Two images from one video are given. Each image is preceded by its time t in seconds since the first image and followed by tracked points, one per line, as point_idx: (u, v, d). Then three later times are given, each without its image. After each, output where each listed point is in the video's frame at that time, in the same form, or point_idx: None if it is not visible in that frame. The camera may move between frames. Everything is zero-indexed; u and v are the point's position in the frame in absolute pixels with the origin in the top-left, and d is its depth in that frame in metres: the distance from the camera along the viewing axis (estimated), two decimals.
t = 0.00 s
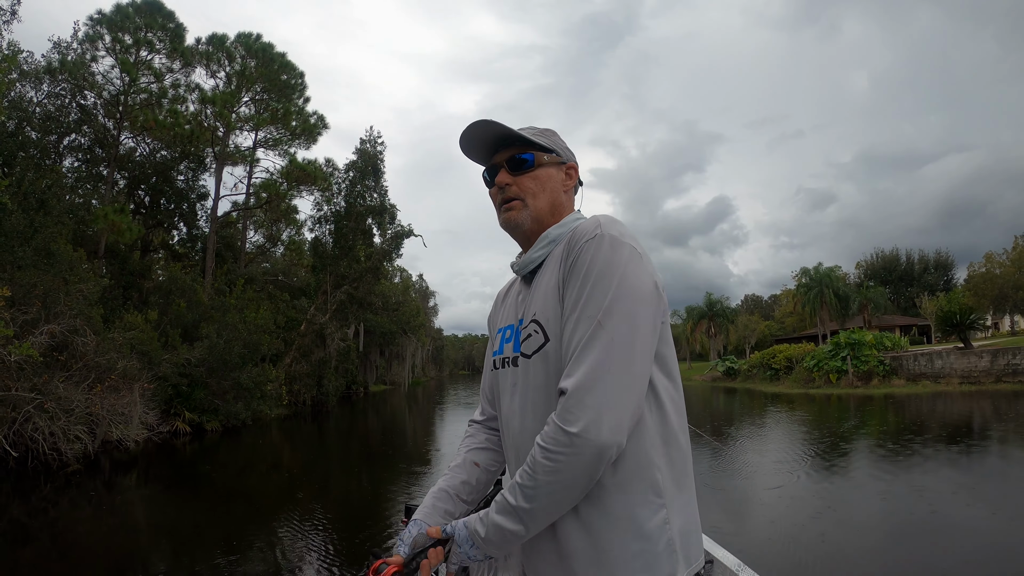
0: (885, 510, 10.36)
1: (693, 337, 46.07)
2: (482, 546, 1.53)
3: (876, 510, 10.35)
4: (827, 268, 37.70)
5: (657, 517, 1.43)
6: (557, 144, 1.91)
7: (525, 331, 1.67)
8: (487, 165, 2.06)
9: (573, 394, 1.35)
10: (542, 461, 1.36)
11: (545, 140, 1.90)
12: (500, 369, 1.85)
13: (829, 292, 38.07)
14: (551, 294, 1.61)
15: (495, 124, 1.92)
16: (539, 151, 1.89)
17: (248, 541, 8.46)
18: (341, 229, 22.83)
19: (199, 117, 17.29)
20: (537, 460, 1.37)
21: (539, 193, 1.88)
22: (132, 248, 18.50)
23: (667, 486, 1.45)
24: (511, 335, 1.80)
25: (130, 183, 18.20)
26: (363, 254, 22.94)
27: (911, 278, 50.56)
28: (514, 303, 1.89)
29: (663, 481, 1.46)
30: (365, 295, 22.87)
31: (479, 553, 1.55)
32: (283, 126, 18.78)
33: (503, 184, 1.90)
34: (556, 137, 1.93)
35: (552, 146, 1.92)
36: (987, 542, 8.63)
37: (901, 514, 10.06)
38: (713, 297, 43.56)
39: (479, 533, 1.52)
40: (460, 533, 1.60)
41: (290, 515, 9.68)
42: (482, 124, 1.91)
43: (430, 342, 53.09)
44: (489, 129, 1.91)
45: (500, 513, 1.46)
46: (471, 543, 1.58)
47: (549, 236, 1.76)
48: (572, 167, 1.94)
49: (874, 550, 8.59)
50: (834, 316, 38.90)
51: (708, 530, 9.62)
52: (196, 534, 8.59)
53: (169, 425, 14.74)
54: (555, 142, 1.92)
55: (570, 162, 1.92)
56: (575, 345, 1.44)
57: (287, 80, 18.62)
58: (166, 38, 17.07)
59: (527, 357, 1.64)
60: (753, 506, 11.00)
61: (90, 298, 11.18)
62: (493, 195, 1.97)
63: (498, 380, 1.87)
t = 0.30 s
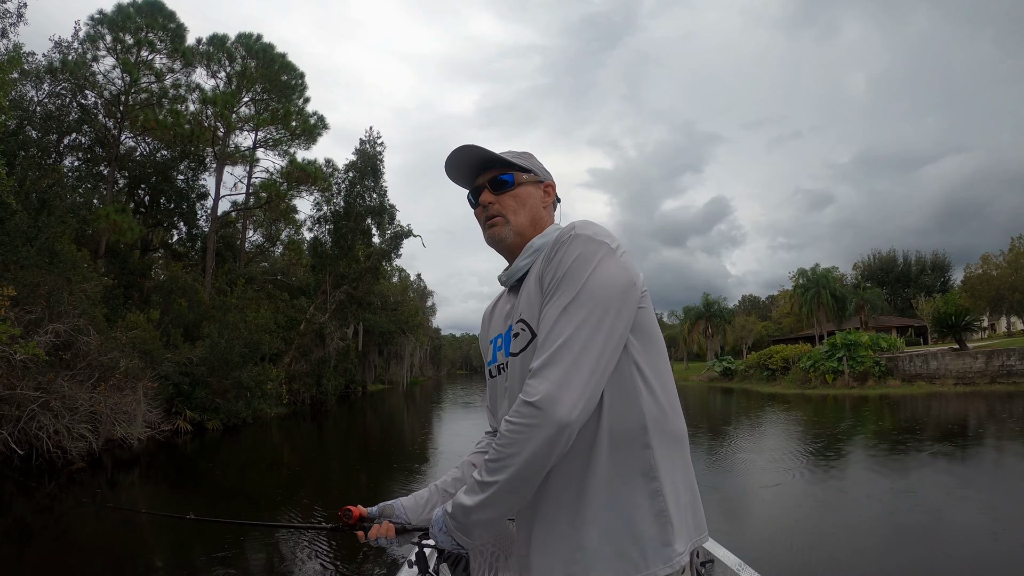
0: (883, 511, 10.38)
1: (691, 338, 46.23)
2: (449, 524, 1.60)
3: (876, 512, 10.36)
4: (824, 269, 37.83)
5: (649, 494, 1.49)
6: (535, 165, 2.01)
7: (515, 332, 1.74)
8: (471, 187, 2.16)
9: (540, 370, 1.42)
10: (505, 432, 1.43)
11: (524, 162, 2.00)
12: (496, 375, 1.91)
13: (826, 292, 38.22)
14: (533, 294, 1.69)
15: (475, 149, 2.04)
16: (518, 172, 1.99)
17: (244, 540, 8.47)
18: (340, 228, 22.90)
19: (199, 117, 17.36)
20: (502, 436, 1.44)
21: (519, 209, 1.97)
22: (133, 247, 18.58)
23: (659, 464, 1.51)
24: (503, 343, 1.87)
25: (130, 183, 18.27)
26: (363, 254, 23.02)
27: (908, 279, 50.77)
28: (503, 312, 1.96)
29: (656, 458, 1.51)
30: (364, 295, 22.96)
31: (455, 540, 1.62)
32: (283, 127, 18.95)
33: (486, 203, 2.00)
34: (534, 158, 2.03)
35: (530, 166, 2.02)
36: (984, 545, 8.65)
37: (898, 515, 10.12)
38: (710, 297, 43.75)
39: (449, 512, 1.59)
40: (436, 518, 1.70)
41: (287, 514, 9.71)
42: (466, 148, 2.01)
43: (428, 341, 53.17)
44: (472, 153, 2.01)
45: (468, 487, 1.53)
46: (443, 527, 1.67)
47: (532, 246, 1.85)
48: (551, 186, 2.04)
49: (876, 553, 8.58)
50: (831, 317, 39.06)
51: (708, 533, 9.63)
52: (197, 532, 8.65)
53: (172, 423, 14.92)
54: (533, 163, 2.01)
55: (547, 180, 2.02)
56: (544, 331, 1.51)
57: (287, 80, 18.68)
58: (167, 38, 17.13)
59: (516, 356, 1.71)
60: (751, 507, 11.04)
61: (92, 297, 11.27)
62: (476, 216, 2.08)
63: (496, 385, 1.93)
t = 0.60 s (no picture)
0: (881, 512, 10.42)
1: (687, 338, 46.45)
2: (449, 404, 1.34)
3: (874, 513, 10.41)
4: (821, 270, 38.03)
5: (656, 473, 1.56)
6: (540, 174, 2.10)
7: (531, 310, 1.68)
8: (477, 193, 2.22)
9: (617, 303, 1.35)
10: (575, 339, 1.29)
11: (531, 170, 2.09)
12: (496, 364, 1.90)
13: (822, 293, 38.43)
14: (566, 268, 1.65)
15: (485, 156, 2.10)
16: (526, 180, 2.08)
17: (244, 538, 8.55)
18: (339, 229, 22.97)
19: (199, 117, 17.43)
20: (567, 337, 1.30)
21: (527, 216, 2.06)
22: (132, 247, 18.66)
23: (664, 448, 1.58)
24: (509, 328, 1.86)
25: (130, 182, 18.33)
26: (362, 254, 23.10)
27: (904, 280, 51.03)
28: (505, 308, 2.01)
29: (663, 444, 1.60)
30: (363, 295, 23.04)
31: (448, 423, 1.35)
32: (282, 127, 19.00)
33: (496, 209, 2.08)
34: (539, 168, 2.13)
35: (536, 175, 2.12)
36: (981, 548, 8.65)
37: (896, 516, 10.18)
38: (707, 298, 43.98)
39: (456, 392, 1.33)
40: (418, 386, 1.42)
41: (287, 512, 9.78)
42: (476, 156, 2.07)
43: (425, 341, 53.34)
44: (482, 160, 2.08)
45: (496, 363, 1.32)
46: (428, 398, 1.39)
47: (544, 245, 1.92)
48: (554, 195, 2.14)
49: (875, 555, 8.61)
50: (827, 317, 39.27)
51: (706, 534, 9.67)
52: (198, 529, 8.74)
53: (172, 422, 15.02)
54: (538, 173, 2.11)
55: (552, 190, 2.12)
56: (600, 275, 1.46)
57: (286, 81, 18.75)
58: (167, 39, 17.20)
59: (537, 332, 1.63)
60: (748, 507, 11.11)
61: (94, 297, 11.34)
62: (485, 220, 2.15)
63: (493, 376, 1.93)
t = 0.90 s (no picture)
0: (878, 511, 10.51)
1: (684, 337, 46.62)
2: (511, 419, 1.44)
3: (871, 512, 10.48)
4: (816, 270, 38.22)
5: (654, 479, 1.68)
6: (540, 179, 2.22)
7: (539, 314, 1.78)
8: (477, 194, 2.32)
9: (662, 333, 1.52)
10: (630, 364, 1.45)
11: (531, 174, 2.20)
12: (492, 363, 1.97)
13: (818, 293, 38.62)
14: (578, 278, 1.76)
15: (488, 158, 2.19)
16: (527, 184, 2.19)
17: (245, 535, 8.66)
18: (337, 230, 23.00)
19: (198, 118, 17.50)
20: (622, 364, 1.45)
21: (527, 218, 2.17)
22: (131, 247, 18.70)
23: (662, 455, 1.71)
24: (507, 331, 1.96)
25: (128, 183, 18.38)
26: (359, 255, 23.16)
27: (900, 280, 51.27)
28: (503, 308, 2.09)
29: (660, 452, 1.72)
30: (361, 295, 23.12)
31: (505, 433, 1.44)
32: (280, 128, 19.06)
33: (497, 211, 2.18)
34: (539, 173, 2.24)
35: (536, 178, 2.23)
36: (975, 547, 8.74)
37: (892, 515, 10.28)
38: (703, 297, 44.15)
39: (519, 408, 1.43)
40: (480, 391, 1.48)
41: (286, 510, 9.88)
42: (479, 159, 2.17)
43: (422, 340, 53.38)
44: (485, 162, 2.17)
45: (560, 386, 1.43)
46: (489, 407, 1.46)
47: (545, 247, 2.02)
48: (553, 199, 2.25)
49: (872, 554, 8.68)
50: (823, 317, 39.46)
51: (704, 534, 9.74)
52: (200, 527, 8.84)
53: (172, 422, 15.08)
54: (538, 177, 2.23)
55: (551, 193, 2.23)
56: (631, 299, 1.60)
57: (284, 82, 18.82)
58: (165, 40, 17.23)
59: (546, 336, 1.74)
60: (745, 506, 11.21)
61: (95, 297, 11.40)
62: (486, 221, 2.24)
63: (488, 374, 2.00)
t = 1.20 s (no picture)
0: (874, 509, 10.62)
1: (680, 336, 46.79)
2: (586, 476, 1.55)
3: (867, 510, 10.59)
4: (811, 269, 38.44)
5: (654, 482, 1.78)
6: (544, 176, 2.30)
7: (545, 323, 1.87)
8: (481, 190, 2.40)
9: (692, 350, 1.69)
10: (675, 392, 1.61)
11: (535, 171, 2.29)
12: (496, 365, 2.05)
13: (813, 292, 38.84)
14: (586, 288, 1.86)
15: (495, 155, 2.29)
16: (532, 182, 2.28)
17: (247, 535, 8.75)
18: (334, 231, 23.04)
19: (196, 121, 17.57)
20: (668, 393, 1.61)
21: (531, 216, 2.26)
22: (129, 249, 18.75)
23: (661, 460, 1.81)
24: (507, 335, 2.05)
25: (126, 185, 18.44)
26: (357, 256, 23.22)
27: (895, 278, 51.57)
28: (505, 308, 2.18)
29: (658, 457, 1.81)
30: (359, 296, 23.19)
31: (584, 488, 1.55)
32: (278, 129, 19.15)
33: (500, 209, 2.27)
34: (543, 170, 2.33)
35: (539, 177, 2.32)
36: (971, 544, 8.84)
37: (888, 513, 10.38)
38: (699, 296, 44.34)
39: (590, 460, 1.55)
40: (551, 466, 1.55)
41: (286, 510, 9.96)
42: (485, 155, 2.26)
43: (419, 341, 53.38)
44: (491, 159, 2.26)
45: (623, 433, 1.57)
46: (564, 477, 1.54)
47: (547, 248, 2.11)
48: (556, 196, 2.34)
49: (869, 551, 8.76)
50: (818, 315, 39.68)
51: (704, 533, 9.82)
52: (202, 527, 8.93)
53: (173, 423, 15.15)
54: (542, 175, 2.31)
55: (555, 191, 2.32)
56: (651, 316, 1.72)
57: (282, 84, 18.90)
58: (163, 42, 17.28)
59: (553, 346, 1.83)
60: (743, 505, 11.33)
61: (97, 300, 11.48)
62: (489, 217, 2.33)
63: (488, 377, 2.08)
